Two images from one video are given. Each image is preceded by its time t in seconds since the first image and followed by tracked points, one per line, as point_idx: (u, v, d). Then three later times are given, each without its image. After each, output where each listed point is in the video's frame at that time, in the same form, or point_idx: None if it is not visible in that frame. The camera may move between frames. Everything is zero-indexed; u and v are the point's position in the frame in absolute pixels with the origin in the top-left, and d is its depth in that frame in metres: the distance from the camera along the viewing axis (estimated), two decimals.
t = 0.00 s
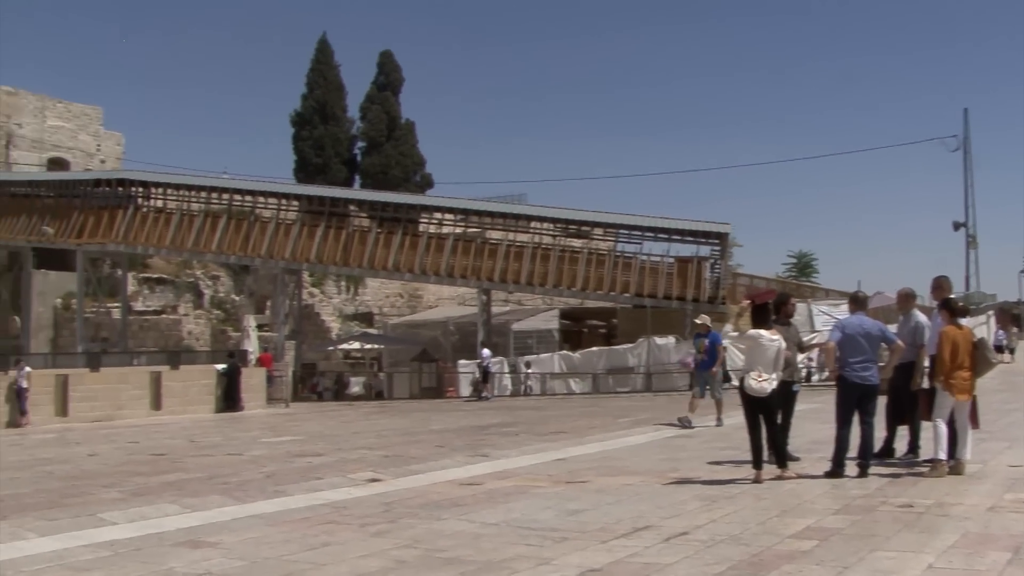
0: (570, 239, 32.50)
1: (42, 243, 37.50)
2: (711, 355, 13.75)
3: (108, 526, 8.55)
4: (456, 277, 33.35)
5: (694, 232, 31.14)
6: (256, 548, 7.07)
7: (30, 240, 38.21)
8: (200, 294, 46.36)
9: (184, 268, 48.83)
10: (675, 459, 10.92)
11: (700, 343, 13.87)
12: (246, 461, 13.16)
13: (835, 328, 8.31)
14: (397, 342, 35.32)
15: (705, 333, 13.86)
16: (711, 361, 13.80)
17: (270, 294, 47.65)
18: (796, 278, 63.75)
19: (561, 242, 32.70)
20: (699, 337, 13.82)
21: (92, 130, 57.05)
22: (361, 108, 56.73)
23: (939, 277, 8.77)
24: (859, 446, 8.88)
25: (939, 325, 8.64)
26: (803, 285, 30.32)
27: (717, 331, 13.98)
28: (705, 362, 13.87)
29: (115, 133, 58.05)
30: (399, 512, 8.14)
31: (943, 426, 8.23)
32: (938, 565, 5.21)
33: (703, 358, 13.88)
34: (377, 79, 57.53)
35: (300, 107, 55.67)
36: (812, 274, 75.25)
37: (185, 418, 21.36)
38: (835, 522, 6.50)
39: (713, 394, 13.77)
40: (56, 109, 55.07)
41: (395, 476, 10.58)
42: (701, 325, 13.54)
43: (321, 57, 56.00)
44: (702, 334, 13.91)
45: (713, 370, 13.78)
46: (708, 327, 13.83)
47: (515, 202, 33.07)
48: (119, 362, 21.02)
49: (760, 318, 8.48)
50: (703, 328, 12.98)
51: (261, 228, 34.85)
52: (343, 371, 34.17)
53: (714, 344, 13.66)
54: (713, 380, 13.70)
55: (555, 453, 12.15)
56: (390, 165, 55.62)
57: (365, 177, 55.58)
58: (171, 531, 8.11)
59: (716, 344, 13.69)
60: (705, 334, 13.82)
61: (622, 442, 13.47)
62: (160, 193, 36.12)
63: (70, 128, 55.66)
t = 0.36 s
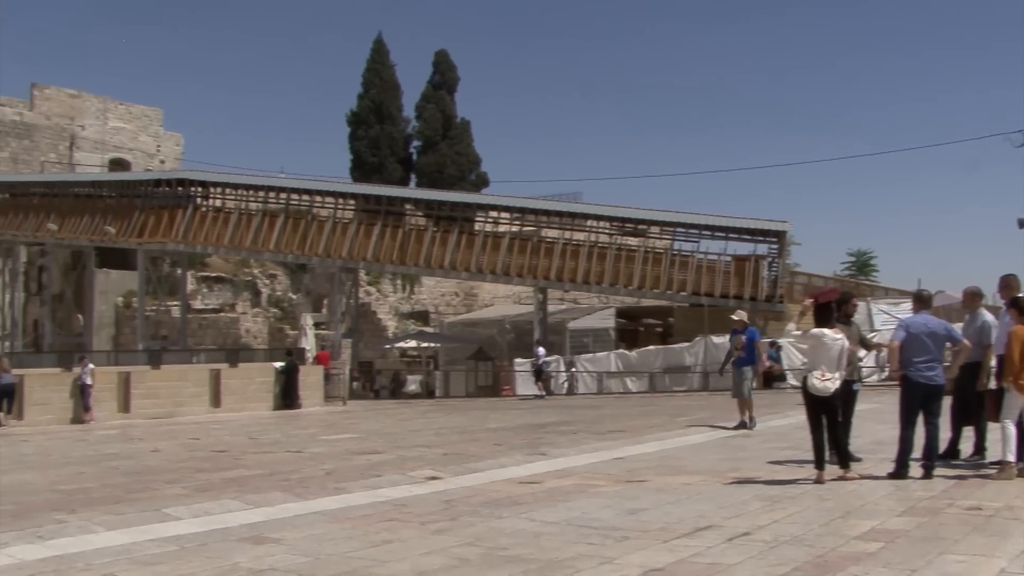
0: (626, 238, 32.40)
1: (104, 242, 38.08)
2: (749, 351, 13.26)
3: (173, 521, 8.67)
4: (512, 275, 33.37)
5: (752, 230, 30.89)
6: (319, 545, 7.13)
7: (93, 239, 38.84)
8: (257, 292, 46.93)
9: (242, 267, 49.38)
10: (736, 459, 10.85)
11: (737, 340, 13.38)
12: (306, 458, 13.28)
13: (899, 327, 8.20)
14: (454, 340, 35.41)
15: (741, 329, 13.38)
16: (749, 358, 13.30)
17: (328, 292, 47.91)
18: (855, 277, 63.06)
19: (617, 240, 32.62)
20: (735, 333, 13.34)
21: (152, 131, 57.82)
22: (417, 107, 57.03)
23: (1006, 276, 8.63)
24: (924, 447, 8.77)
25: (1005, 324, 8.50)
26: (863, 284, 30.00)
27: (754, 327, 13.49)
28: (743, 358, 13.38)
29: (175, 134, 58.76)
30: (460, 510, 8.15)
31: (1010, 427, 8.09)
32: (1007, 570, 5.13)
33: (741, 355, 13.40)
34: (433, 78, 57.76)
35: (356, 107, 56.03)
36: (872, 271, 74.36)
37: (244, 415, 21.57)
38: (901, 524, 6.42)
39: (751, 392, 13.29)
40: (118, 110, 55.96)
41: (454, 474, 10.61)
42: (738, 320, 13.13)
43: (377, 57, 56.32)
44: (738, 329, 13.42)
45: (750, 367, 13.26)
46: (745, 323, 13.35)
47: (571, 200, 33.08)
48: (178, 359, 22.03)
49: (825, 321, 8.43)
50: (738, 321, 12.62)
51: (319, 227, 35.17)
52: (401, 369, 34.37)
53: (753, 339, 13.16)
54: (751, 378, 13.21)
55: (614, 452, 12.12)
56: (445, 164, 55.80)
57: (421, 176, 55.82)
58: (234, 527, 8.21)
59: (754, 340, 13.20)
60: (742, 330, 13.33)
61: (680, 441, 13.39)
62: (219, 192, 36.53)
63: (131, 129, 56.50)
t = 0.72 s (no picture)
0: (681, 235, 32.23)
1: (163, 241, 38.49)
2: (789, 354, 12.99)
3: (234, 517, 8.76)
4: (567, 273, 33.32)
5: (808, 227, 30.60)
6: (378, 542, 7.16)
7: (151, 238, 39.33)
8: (313, 290, 47.30)
9: (298, 265, 49.76)
10: (794, 458, 10.76)
11: (776, 342, 13.11)
12: (363, 456, 13.35)
13: (964, 326, 8.07)
14: (508, 338, 35.42)
15: (781, 331, 13.11)
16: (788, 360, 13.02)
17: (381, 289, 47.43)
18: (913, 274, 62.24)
19: (672, 238, 32.46)
20: (775, 336, 13.08)
21: (210, 131, 58.40)
22: (470, 105, 57.14)
23: None
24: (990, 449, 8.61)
25: None
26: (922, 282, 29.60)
27: (793, 330, 13.23)
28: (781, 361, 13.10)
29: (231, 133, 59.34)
30: (518, 508, 8.15)
31: None
32: None
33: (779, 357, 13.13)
34: (486, 76, 57.83)
35: (410, 106, 56.26)
36: (930, 269, 73.40)
37: (300, 412, 21.73)
38: (968, 527, 6.31)
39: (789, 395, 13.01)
40: (175, 111, 56.63)
41: (512, 472, 10.61)
42: (778, 322, 12.92)
43: (431, 56, 56.48)
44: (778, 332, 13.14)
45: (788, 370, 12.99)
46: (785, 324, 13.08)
47: (626, 198, 33.04)
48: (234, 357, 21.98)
49: (907, 329, 8.76)
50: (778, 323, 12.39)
51: (374, 225, 35.35)
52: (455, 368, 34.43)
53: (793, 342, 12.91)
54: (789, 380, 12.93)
55: (671, 451, 12.06)
56: (499, 162, 55.82)
57: (475, 174, 55.92)
58: (294, 523, 8.27)
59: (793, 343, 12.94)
60: (782, 332, 13.07)
61: (738, 440, 13.28)
62: (275, 191, 36.79)
63: (189, 128, 57.12)
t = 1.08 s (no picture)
0: (733, 231, 32.01)
1: (216, 239, 38.81)
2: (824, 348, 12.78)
3: (292, 513, 8.83)
4: (618, 270, 33.21)
5: (862, 222, 30.26)
6: (436, 538, 7.18)
7: (205, 236, 39.73)
8: (365, 288, 47.59)
9: (350, 262, 50.04)
10: (852, 456, 10.65)
11: (815, 337, 12.96)
12: (418, 452, 13.40)
13: None
14: (559, 335, 35.37)
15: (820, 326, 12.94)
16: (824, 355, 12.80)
17: (433, 287, 47.25)
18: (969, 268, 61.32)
19: (724, 234, 32.25)
20: (813, 330, 12.95)
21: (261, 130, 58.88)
22: (520, 102, 57.14)
23: None
24: None
25: None
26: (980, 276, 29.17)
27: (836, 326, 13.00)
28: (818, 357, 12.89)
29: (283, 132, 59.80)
30: (575, 505, 8.14)
31: None
32: None
33: (816, 353, 12.93)
34: (536, 72, 57.78)
35: (460, 103, 56.37)
36: (987, 264, 72.29)
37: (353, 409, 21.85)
38: None
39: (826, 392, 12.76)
40: (228, 111, 57.19)
41: (567, 468, 10.60)
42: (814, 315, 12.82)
43: (480, 53, 56.53)
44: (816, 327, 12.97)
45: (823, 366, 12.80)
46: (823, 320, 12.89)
47: (677, 193, 32.93)
48: (288, 354, 22.43)
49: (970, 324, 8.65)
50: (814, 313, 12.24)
51: (425, 223, 35.47)
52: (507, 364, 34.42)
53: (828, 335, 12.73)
54: (827, 376, 12.70)
55: (727, 448, 11.98)
56: (549, 159, 55.75)
57: (525, 170, 55.90)
58: (351, 519, 8.33)
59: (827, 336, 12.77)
60: (820, 327, 12.92)
61: (794, 437, 13.17)
62: (327, 189, 37.03)
63: (241, 128, 57.64)
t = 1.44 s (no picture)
0: (792, 230, 31.73)
1: (274, 237, 39.11)
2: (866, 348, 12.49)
3: (352, 509, 8.90)
4: (675, 268, 33.04)
5: (924, 221, 29.85)
6: (497, 537, 7.18)
7: (263, 234, 40.06)
8: (421, 286, 47.81)
9: (406, 260, 50.27)
10: (915, 458, 10.50)
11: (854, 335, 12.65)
12: (475, 451, 13.42)
13: None
14: (615, 334, 35.26)
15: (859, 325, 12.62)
16: (866, 354, 12.52)
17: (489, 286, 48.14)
18: None
19: (782, 233, 31.99)
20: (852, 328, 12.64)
21: (319, 129, 59.31)
22: (576, 100, 57.07)
23: None
24: None
25: None
26: None
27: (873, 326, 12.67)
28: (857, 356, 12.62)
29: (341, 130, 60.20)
30: (635, 504, 8.12)
31: None
32: None
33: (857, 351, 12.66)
34: (592, 70, 57.62)
35: (516, 101, 56.42)
36: None
37: (410, 407, 21.94)
38: None
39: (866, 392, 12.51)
40: (286, 110, 57.64)
41: (626, 468, 10.56)
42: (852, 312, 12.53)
43: (536, 51, 56.50)
44: (853, 326, 12.68)
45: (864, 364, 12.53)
46: (860, 317, 12.60)
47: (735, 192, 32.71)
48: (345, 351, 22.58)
49: None
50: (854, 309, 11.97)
51: (481, 221, 35.49)
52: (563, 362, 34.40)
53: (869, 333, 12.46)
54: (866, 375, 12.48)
55: (787, 448, 11.87)
56: (605, 157, 55.68)
57: (581, 168, 55.79)
58: (412, 516, 8.36)
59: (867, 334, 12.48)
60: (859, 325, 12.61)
61: (854, 438, 13.01)
62: (384, 187, 37.22)
63: (298, 127, 58.11)
